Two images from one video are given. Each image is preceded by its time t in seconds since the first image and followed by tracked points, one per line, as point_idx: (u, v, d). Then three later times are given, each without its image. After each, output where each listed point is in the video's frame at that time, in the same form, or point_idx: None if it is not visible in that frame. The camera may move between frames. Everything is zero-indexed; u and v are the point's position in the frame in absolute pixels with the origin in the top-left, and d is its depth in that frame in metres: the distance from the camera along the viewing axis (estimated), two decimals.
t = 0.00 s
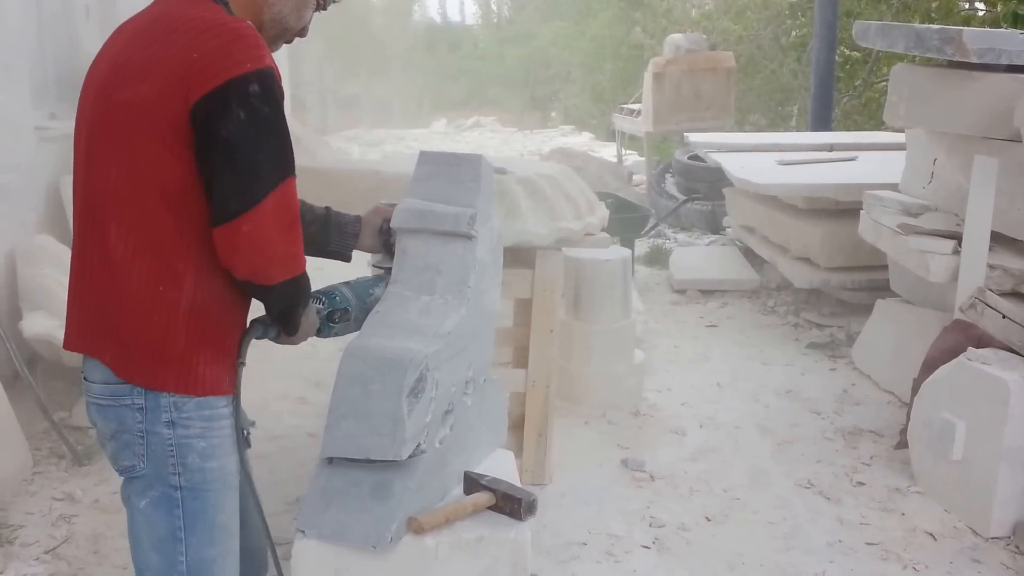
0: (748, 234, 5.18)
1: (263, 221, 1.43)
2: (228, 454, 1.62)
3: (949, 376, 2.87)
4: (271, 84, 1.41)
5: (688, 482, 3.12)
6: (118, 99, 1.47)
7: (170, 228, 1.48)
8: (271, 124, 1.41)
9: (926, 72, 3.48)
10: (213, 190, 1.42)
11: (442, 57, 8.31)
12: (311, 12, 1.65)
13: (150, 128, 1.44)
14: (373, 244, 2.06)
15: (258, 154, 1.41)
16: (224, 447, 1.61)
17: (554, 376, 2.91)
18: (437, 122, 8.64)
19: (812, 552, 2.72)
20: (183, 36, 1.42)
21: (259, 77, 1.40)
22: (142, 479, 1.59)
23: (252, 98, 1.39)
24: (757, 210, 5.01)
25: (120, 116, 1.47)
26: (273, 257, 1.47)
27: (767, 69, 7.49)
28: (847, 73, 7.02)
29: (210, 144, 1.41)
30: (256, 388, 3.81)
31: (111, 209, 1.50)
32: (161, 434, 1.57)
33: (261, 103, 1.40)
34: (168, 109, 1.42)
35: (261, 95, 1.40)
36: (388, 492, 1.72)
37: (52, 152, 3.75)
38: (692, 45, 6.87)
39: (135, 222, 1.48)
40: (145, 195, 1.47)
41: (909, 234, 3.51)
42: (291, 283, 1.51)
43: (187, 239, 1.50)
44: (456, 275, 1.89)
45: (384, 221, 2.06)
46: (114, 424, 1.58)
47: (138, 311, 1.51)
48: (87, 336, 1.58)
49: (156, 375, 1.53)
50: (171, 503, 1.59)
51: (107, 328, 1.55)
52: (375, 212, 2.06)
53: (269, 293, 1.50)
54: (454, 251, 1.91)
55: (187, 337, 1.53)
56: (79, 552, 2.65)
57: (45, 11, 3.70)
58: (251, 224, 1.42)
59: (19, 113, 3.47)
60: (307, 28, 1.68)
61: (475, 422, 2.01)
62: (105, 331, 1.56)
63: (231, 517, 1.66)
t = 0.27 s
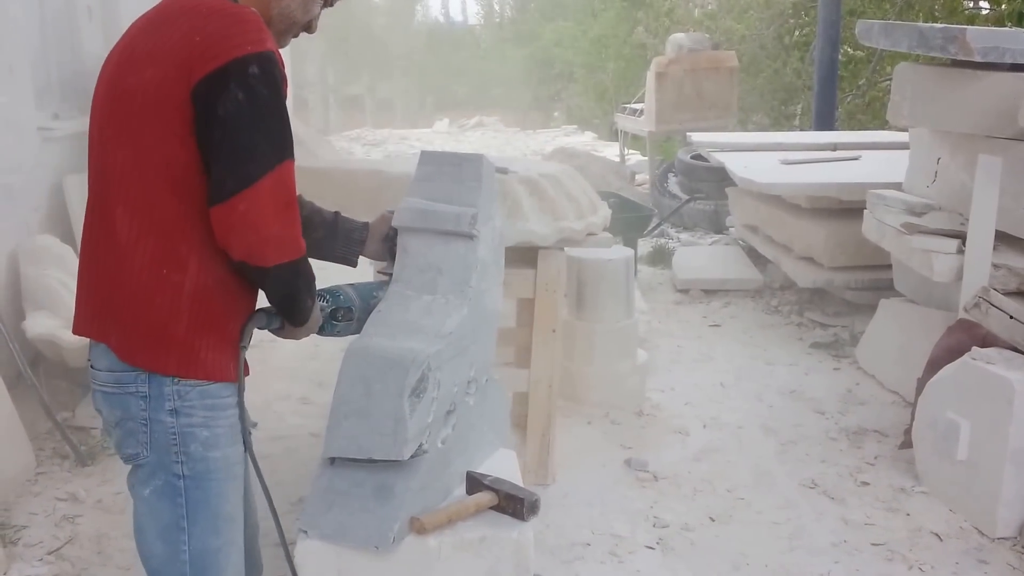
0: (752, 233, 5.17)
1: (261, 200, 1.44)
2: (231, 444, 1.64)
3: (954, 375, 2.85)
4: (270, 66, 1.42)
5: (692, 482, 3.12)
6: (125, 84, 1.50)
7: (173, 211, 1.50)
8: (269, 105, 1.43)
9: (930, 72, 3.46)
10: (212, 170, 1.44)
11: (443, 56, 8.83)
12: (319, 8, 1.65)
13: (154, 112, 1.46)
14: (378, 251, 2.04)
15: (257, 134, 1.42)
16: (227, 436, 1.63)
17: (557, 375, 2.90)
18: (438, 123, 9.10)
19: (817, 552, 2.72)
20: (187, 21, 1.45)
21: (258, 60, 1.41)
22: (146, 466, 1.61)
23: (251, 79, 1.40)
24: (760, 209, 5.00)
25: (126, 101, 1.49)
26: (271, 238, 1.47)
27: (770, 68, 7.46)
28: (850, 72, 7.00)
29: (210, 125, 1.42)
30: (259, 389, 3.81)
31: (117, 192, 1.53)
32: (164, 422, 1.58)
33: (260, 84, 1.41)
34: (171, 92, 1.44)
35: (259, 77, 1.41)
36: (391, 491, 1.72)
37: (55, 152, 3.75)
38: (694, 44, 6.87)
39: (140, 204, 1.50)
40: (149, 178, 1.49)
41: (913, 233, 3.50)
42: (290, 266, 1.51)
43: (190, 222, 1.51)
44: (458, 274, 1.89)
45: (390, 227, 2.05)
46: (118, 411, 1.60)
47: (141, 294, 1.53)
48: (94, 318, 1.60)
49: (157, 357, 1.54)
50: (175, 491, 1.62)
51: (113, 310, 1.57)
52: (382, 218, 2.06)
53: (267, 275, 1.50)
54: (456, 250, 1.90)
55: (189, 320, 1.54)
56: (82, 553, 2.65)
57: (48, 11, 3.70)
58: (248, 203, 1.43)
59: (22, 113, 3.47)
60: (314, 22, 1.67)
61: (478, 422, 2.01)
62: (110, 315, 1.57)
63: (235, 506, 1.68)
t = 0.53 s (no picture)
0: (755, 233, 5.16)
1: (272, 193, 1.44)
2: (240, 440, 1.65)
3: (959, 375, 2.84)
4: (281, 60, 1.42)
5: (695, 482, 3.11)
6: (136, 77, 1.49)
7: (184, 204, 1.50)
8: (281, 98, 1.42)
9: (932, 71, 3.44)
10: (224, 164, 1.43)
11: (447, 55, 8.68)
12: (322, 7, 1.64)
13: (167, 106, 1.45)
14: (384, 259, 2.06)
15: (269, 127, 1.42)
16: (236, 432, 1.63)
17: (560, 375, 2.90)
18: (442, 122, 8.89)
19: (821, 552, 2.71)
20: (198, 15, 1.45)
21: (269, 53, 1.41)
22: (155, 464, 1.60)
23: (262, 73, 1.40)
24: (764, 209, 4.99)
25: (138, 95, 1.49)
26: (283, 230, 1.47)
27: (774, 67, 7.43)
28: (854, 71, 6.99)
29: (222, 118, 1.42)
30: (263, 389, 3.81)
31: (128, 187, 1.52)
32: (174, 420, 1.58)
33: (273, 78, 1.41)
34: (182, 86, 1.44)
35: (271, 71, 1.41)
36: (393, 491, 1.71)
37: (57, 153, 3.76)
38: (696, 43, 6.84)
39: (151, 198, 1.50)
40: (160, 171, 1.48)
41: (916, 233, 3.48)
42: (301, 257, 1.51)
43: (201, 215, 1.51)
44: (460, 274, 1.88)
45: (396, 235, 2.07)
46: (127, 409, 1.59)
47: (152, 287, 1.53)
48: (105, 313, 1.59)
49: (167, 351, 1.54)
50: (185, 489, 1.61)
51: (123, 304, 1.56)
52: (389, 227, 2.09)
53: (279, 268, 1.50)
54: (458, 250, 1.90)
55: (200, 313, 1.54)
56: (85, 553, 2.65)
57: (50, 11, 3.70)
58: (260, 196, 1.43)
59: (24, 114, 3.47)
60: (317, 21, 1.67)
61: (480, 422, 2.01)
62: (120, 308, 1.57)
63: (244, 502, 1.68)
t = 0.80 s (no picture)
0: (759, 232, 5.15)
1: (279, 193, 1.44)
2: (239, 440, 1.64)
3: (962, 374, 2.83)
4: (291, 61, 1.43)
5: (699, 481, 3.10)
6: (145, 74, 1.49)
7: (189, 201, 1.49)
8: (290, 99, 1.43)
9: (935, 71, 3.43)
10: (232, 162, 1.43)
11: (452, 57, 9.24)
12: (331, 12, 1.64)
13: (176, 104, 1.45)
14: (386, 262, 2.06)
15: (278, 127, 1.42)
16: (235, 433, 1.63)
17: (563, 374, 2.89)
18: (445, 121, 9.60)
19: (825, 552, 2.70)
20: (210, 14, 1.45)
21: (279, 54, 1.41)
22: (154, 463, 1.60)
23: (272, 73, 1.40)
24: (767, 208, 4.98)
25: (146, 92, 1.48)
26: (289, 230, 1.47)
27: (778, 67, 7.42)
28: (858, 71, 6.98)
29: (231, 117, 1.42)
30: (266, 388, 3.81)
31: (134, 184, 1.52)
32: (174, 419, 1.58)
33: (282, 78, 1.41)
34: (192, 84, 1.44)
35: (281, 71, 1.41)
36: (395, 490, 1.71)
37: (60, 152, 3.76)
38: (700, 42, 6.85)
39: (156, 194, 1.50)
40: (166, 168, 1.48)
41: (919, 232, 3.47)
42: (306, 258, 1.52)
43: (206, 213, 1.51)
44: (462, 274, 1.88)
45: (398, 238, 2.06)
46: (126, 408, 1.58)
47: (156, 284, 1.52)
48: (107, 310, 1.59)
49: (170, 349, 1.54)
50: (184, 489, 1.60)
51: (126, 300, 1.56)
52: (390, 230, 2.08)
53: (285, 268, 1.51)
54: (461, 249, 1.89)
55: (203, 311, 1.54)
56: (88, 552, 2.65)
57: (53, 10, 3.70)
58: (268, 195, 1.43)
59: (27, 113, 3.48)
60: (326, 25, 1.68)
61: (483, 421, 2.00)
62: (123, 305, 1.57)
63: (243, 503, 1.67)
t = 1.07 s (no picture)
0: (763, 232, 5.14)
1: (296, 197, 1.46)
2: (234, 434, 1.63)
3: (965, 374, 2.82)
4: (305, 68, 1.44)
5: (702, 481, 3.10)
6: (154, 70, 1.49)
7: (192, 198, 1.50)
8: (304, 105, 1.44)
9: (939, 71, 3.44)
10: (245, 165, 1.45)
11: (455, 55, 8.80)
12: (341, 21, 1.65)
13: (184, 102, 1.46)
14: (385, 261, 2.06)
15: (292, 132, 1.43)
16: (230, 426, 1.62)
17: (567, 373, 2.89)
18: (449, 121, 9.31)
19: (829, 551, 2.70)
20: (224, 17, 1.46)
21: (294, 61, 1.43)
22: (146, 456, 1.59)
23: (286, 79, 1.42)
24: (771, 207, 4.98)
25: (154, 88, 1.49)
26: (303, 233, 1.49)
27: (782, 66, 7.40)
28: (861, 70, 6.98)
29: (244, 120, 1.43)
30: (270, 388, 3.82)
31: (136, 178, 1.52)
32: (167, 412, 1.57)
33: (296, 85, 1.43)
34: (202, 84, 1.45)
35: (295, 78, 1.42)
36: (398, 490, 1.72)
37: (64, 152, 3.77)
38: (705, 42, 6.86)
39: (159, 190, 1.50)
40: (170, 165, 1.49)
41: (923, 231, 3.47)
42: (320, 264, 1.53)
43: (208, 211, 1.51)
44: (466, 273, 1.88)
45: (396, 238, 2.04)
46: (118, 400, 1.58)
47: (156, 279, 1.53)
48: (104, 302, 1.58)
49: (168, 345, 1.54)
50: (177, 482, 1.60)
51: (125, 294, 1.56)
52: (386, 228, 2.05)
53: (294, 272, 1.52)
54: (464, 249, 1.89)
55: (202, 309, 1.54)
56: (92, 551, 2.66)
57: (55, 10, 3.71)
58: (283, 199, 1.45)
59: (31, 113, 3.49)
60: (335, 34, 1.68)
61: (487, 420, 2.01)
62: (121, 298, 1.56)
63: (237, 497, 1.66)
